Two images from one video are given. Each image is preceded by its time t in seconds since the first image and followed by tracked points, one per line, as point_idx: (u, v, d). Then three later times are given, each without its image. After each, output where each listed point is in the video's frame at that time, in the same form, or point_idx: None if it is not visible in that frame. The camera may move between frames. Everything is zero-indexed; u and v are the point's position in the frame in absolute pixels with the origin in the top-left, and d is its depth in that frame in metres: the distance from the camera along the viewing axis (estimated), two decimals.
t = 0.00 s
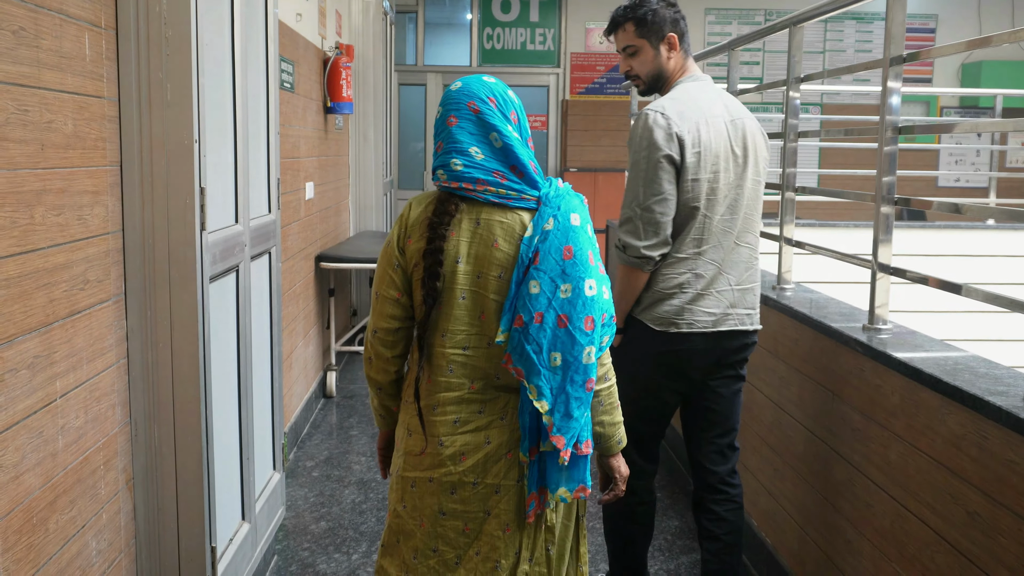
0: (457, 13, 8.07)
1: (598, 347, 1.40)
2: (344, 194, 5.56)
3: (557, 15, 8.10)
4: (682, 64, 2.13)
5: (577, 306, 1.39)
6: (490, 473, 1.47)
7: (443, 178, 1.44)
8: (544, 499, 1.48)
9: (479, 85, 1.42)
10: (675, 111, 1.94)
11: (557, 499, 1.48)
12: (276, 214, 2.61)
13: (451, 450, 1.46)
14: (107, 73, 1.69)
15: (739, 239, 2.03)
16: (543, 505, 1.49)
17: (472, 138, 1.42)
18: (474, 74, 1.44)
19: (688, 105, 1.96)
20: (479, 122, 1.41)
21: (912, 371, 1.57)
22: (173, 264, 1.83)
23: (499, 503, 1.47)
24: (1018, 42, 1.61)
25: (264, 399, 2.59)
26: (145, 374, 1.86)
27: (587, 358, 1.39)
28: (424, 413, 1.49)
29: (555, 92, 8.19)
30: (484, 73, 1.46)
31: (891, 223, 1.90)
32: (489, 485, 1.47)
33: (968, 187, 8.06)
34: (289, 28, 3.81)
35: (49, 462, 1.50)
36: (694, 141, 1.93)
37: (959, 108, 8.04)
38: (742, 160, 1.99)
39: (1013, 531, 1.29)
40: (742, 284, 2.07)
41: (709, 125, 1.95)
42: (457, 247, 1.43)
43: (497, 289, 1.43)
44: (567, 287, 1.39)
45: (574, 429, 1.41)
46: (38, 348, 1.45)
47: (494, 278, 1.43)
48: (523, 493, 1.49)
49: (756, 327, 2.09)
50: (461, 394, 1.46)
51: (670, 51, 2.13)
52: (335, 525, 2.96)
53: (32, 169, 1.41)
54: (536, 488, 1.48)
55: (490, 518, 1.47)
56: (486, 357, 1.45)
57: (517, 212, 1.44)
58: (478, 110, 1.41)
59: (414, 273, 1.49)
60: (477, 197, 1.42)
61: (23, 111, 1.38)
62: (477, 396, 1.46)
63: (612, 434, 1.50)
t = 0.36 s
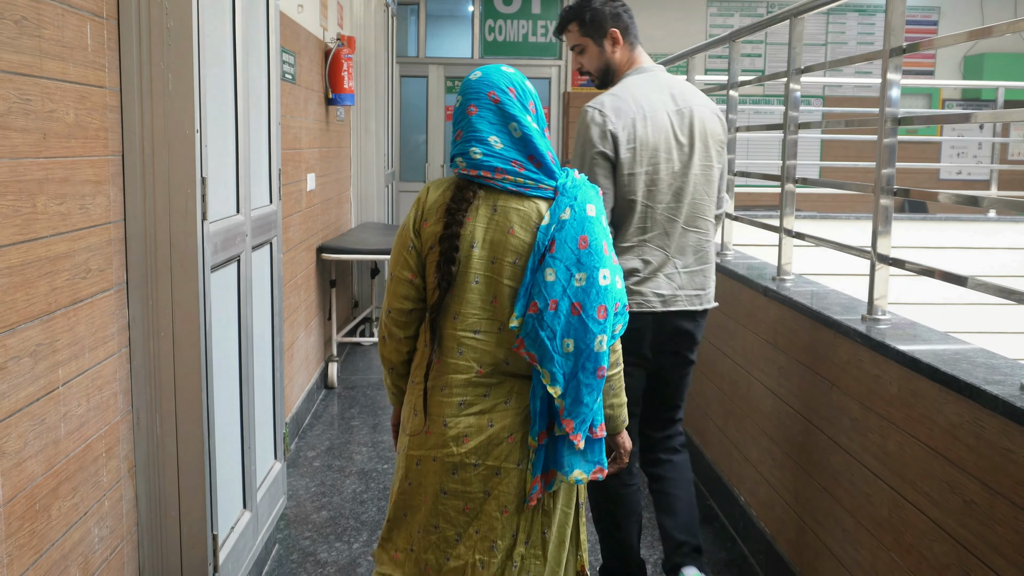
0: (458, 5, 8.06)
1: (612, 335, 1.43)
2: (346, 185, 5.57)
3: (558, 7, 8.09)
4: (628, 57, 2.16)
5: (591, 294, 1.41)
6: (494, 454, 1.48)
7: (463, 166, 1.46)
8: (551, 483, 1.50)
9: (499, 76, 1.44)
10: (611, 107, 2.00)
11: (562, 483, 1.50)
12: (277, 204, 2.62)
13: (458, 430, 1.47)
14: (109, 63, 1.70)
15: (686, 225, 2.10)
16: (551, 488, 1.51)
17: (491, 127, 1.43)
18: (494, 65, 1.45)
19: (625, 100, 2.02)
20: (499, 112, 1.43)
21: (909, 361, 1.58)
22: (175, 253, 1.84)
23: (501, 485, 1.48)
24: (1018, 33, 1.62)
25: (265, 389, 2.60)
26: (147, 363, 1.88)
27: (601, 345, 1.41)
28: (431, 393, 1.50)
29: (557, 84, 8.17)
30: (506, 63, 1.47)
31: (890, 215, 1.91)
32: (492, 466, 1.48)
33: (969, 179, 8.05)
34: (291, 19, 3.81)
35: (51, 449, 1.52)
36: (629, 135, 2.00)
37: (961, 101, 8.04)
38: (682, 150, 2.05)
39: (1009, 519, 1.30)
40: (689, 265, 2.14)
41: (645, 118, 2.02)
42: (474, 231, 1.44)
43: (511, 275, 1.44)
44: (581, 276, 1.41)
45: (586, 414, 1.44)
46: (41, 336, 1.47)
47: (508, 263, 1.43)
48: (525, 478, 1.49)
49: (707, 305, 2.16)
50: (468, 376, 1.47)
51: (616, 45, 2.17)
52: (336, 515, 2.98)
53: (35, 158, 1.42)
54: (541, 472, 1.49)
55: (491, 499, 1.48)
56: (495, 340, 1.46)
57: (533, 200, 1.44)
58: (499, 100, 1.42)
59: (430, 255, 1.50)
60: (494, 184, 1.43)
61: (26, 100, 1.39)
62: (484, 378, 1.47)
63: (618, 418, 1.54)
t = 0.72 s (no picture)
0: None
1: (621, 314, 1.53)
2: (348, 174, 5.57)
3: None
4: (598, 50, 2.33)
5: (601, 277, 1.51)
6: (491, 431, 1.54)
7: (475, 149, 1.49)
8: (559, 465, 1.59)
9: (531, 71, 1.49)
10: (583, 97, 2.19)
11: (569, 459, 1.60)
12: (278, 193, 2.62)
13: (455, 406, 1.52)
14: (110, 51, 1.70)
15: (658, 209, 2.28)
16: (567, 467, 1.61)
17: (513, 115, 1.47)
18: (523, 59, 1.50)
19: (597, 89, 2.20)
20: (526, 103, 1.48)
21: (906, 350, 1.59)
22: (176, 240, 1.85)
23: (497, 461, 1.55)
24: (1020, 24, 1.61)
25: (265, 377, 2.60)
26: (148, 350, 1.89)
27: (612, 323, 1.52)
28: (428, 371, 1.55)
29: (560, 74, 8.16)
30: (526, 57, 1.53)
31: (890, 205, 1.91)
32: (487, 442, 1.54)
33: (973, 171, 8.04)
34: (292, 7, 3.80)
35: (52, 434, 1.52)
36: (599, 123, 2.18)
37: (965, 92, 8.02)
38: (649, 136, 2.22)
39: (1004, 508, 1.31)
40: (663, 248, 2.30)
41: (615, 108, 2.19)
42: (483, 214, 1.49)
43: (516, 259, 1.50)
44: (590, 260, 1.50)
45: (601, 389, 1.54)
46: (42, 322, 1.47)
47: (512, 246, 1.50)
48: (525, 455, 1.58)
49: (679, 286, 2.32)
50: (466, 355, 1.51)
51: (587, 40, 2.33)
52: (337, 503, 2.99)
53: (35, 145, 1.42)
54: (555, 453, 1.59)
55: (486, 475, 1.54)
56: (496, 321, 1.51)
57: (540, 189, 1.52)
58: (529, 93, 1.48)
59: (433, 236, 1.54)
60: (506, 169, 1.48)
61: (26, 87, 1.39)
62: (485, 357, 1.52)
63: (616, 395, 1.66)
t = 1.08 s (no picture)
0: None
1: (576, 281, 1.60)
2: (350, 173, 5.57)
3: None
4: (598, 57, 2.47)
5: (552, 249, 1.58)
6: (465, 408, 1.60)
7: (420, 147, 1.57)
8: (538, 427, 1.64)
9: (467, 68, 1.56)
10: (588, 98, 2.27)
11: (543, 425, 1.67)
12: (279, 193, 2.63)
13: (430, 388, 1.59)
14: (110, 52, 1.70)
15: (650, 206, 2.39)
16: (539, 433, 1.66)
17: (449, 112, 1.55)
18: (462, 58, 1.58)
19: (600, 93, 2.29)
20: (460, 99, 1.55)
21: (905, 348, 1.59)
22: (176, 240, 1.85)
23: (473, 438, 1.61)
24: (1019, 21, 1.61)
25: (267, 377, 2.60)
26: (150, 350, 1.89)
27: (567, 291, 1.59)
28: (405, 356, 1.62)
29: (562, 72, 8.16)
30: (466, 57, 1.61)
31: (889, 202, 1.91)
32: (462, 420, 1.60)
33: (976, 167, 8.02)
34: (293, 6, 3.80)
35: (54, 435, 1.53)
36: (602, 123, 2.26)
37: (968, 88, 8.01)
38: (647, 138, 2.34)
39: (1002, 506, 1.31)
40: (653, 243, 2.41)
41: (617, 110, 2.29)
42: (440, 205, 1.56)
43: (476, 242, 1.58)
44: (541, 233, 1.57)
45: (560, 354, 1.61)
46: (44, 324, 1.48)
47: (473, 232, 1.58)
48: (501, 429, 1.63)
49: (663, 278, 2.45)
50: (440, 337, 1.59)
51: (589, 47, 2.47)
52: (339, 502, 2.99)
53: (35, 148, 1.43)
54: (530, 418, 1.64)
55: (464, 452, 1.60)
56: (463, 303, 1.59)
57: (488, 175, 1.59)
58: (463, 89, 1.55)
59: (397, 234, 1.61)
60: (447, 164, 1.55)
61: (26, 90, 1.39)
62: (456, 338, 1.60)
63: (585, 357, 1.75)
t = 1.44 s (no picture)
0: None
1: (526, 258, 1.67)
2: (354, 177, 5.59)
3: None
4: (597, 62, 2.63)
5: (505, 227, 1.66)
6: (466, 390, 1.72)
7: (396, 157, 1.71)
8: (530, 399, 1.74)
9: (438, 80, 1.68)
10: (591, 99, 2.46)
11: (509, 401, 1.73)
12: (281, 197, 2.64)
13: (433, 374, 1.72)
14: (110, 58, 1.71)
15: (638, 201, 2.59)
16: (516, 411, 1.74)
17: (419, 122, 1.68)
18: (434, 71, 1.70)
19: (601, 95, 2.48)
20: (430, 109, 1.68)
21: (903, 351, 1.59)
22: (178, 244, 1.86)
23: (480, 415, 1.73)
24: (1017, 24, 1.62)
25: (269, 381, 2.61)
26: (151, 354, 1.90)
27: (516, 266, 1.65)
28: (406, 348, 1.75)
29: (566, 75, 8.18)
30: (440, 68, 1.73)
31: (889, 205, 1.91)
32: (466, 401, 1.72)
33: (981, 170, 8.01)
34: (296, 11, 3.81)
35: (56, 439, 1.54)
36: (604, 122, 2.46)
37: (972, 90, 7.99)
38: (644, 138, 2.53)
39: (998, 508, 1.31)
40: (639, 235, 2.61)
41: (617, 112, 2.48)
42: (414, 205, 1.69)
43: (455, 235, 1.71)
44: (497, 214, 1.66)
45: (509, 327, 1.66)
46: (44, 328, 1.49)
47: (449, 225, 1.70)
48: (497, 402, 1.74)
49: (650, 269, 2.63)
50: (436, 325, 1.72)
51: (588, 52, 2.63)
52: (342, 505, 3.00)
53: (36, 153, 1.44)
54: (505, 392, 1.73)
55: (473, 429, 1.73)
56: (454, 292, 1.71)
57: (456, 172, 1.71)
58: (432, 100, 1.68)
59: (383, 237, 1.76)
60: (417, 169, 1.69)
61: (27, 95, 1.41)
62: (450, 325, 1.72)
63: (563, 340, 1.79)
